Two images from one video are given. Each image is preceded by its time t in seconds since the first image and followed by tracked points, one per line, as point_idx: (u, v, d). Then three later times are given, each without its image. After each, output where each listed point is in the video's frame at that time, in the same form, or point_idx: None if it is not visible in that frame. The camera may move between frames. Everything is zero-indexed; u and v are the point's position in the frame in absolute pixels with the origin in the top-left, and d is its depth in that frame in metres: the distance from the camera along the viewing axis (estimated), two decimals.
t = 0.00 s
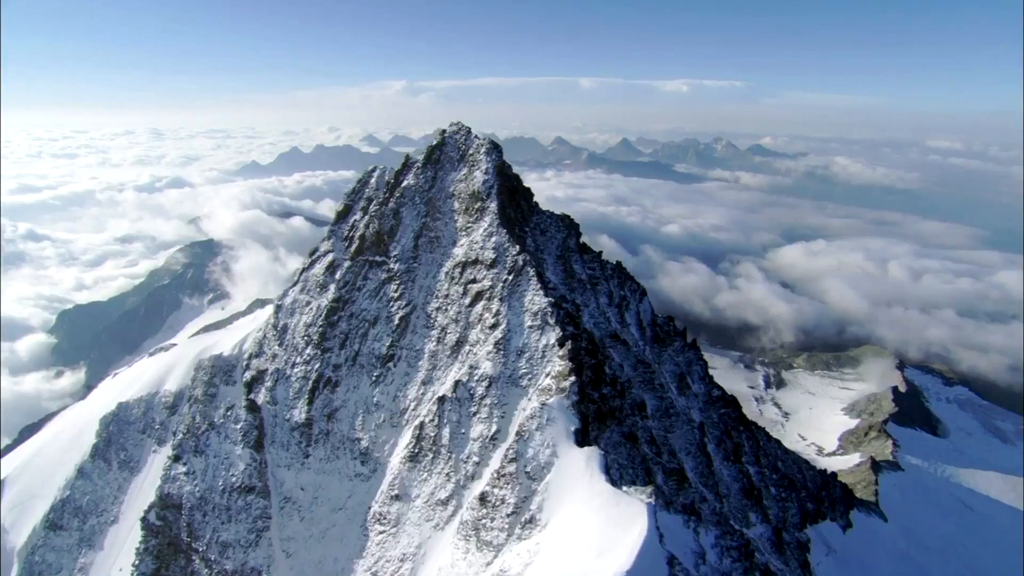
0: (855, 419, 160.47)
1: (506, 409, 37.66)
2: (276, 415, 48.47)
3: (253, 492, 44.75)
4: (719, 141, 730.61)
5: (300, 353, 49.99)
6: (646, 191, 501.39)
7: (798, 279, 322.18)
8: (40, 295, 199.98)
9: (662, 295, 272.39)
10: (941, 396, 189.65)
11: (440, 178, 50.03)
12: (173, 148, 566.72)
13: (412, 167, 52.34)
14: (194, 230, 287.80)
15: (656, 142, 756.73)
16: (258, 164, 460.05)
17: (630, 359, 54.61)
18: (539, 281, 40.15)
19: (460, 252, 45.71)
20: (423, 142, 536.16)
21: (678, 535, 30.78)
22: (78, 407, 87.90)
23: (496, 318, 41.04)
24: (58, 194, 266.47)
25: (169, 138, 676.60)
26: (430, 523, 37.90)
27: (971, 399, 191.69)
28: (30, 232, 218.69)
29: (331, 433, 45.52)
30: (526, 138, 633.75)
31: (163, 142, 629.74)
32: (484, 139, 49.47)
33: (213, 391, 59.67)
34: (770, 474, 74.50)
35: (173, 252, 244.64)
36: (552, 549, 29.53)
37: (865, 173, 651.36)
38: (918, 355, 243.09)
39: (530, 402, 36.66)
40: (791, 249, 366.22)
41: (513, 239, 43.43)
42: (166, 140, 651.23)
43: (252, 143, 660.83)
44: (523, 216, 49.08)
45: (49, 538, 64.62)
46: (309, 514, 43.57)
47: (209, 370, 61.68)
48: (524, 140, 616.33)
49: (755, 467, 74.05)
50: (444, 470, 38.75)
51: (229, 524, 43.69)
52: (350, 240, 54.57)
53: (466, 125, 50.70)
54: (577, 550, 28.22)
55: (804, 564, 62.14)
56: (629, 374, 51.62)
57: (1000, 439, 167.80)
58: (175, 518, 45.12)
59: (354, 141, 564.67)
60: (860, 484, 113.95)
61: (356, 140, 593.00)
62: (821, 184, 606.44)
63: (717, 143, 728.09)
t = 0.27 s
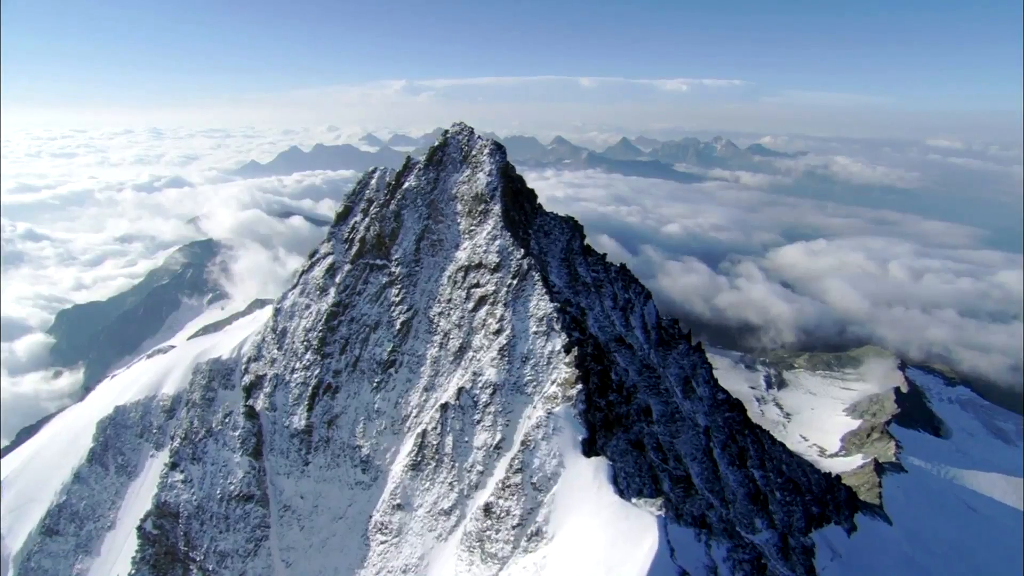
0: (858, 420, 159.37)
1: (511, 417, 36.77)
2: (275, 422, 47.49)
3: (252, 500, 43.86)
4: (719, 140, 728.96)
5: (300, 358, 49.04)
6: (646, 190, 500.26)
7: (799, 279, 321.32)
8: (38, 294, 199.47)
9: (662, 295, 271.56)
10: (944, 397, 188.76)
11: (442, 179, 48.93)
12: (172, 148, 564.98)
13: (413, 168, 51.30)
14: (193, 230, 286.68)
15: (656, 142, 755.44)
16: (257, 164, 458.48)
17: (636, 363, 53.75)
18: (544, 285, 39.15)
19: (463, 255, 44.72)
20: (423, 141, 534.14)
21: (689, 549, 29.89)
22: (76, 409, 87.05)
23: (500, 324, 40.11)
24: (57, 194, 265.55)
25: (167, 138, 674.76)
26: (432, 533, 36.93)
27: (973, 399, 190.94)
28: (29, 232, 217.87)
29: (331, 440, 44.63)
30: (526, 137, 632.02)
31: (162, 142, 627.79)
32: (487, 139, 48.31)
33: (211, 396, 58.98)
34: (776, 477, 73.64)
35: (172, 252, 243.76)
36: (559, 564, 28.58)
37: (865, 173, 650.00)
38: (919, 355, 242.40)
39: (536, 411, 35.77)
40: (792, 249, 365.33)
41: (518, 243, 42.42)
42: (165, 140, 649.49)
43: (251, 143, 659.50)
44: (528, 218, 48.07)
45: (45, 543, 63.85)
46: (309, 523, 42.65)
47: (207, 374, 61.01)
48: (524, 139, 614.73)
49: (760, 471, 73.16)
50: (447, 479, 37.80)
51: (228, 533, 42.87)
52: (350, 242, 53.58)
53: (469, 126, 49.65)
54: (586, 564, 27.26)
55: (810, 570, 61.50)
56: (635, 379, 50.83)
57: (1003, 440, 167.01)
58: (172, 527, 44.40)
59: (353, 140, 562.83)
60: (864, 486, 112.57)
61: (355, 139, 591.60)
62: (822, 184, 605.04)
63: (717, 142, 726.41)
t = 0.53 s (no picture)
0: (860, 421, 158.46)
1: (516, 425, 35.85)
2: (274, 429, 46.54)
3: (250, 509, 42.86)
4: (719, 139, 727.53)
5: (299, 364, 48.09)
6: (646, 190, 499.16)
7: (799, 278, 320.77)
8: (37, 296, 197.32)
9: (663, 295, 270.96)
10: (946, 398, 188.17)
11: (445, 181, 47.94)
12: (171, 146, 563.46)
13: (415, 169, 50.37)
14: (192, 230, 285.57)
15: (656, 141, 754.29)
16: (256, 163, 456.87)
17: (641, 368, 52.99)
18: (550, 290, 38.18)
19: (466, 259, 43.79)
20: (422, 140, 532.01)
21: (700, 564, 29.10)
22: (74, 411, 86.26)
23: (504, 329, 39.23)
24: (55, 193, 264.21)
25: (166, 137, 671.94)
26: (436, 544, 35.92)
27: (975, 400, 190.24)
28: (28, 232, 216.73)
29: (331, 447, 43.71)
30: (525, 136, 630.30)
31: (160, 141, 624.91)
32: (491, 140, 47.26)
33: (209, 399, 58.10)
34: (781, 482, 72.74)
35: (170, 251, 242.36)
36: None
37: (865, 172, 649.16)
38: (920, 355, 241.99)
39: (541, 420, 34.87)
40: (792, 248, 364.66)
41: (522, 246, 41.42)
42: (164, 139, 647.38)
43: (250, 141, 658.16)
44: (531, 220, 47.09)
45: (42, 549, 63.13)
46: (308, 532, 41.73)
47: (205, 377, 60.23)
48: (523, 138, 613.30)
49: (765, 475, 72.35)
50: (451, 489, 36.86)
51: (226, 543, 41.91)
52: (350, 245, 52.67)
53: (473, 127, 48.71)
54: None
55: None
56: (640, 384, 50.08)
57: (1006, 440, 166.41)
58: (168, 536, 43.64)
59: (352, 139, 561.08)
60: (868, 488, 111.23)
61: (354, 138, 589.01)
62: (822, 183, 604.06)
63: (717, 141, 725.10)
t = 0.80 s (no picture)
0: (862, 422, 157.58)
1: (522, 435, 34.87)
2: (272, 437, 45.47)
3: (248, 520, 41.74)
4: (718, 138, 726.44)
5: (299, 371, 46.97)
6: (646, 189, 498.13)
7: (800, 278, 319.95)
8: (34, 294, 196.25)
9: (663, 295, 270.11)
10: (948, 398, 187.59)
11: (448, 183, 46.81)
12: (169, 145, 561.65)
13: (417, 171, 49.26)
14: (191, 229, 284.13)
15: (656, 140, 752.23)
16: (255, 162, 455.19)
17: (648, 374, 51.98)
18: (557, 296, 37.09)
19: (470, 263, 42.74)
20: (422, 138, 530.36)
21: None
22: (70, 414, 85.19)
23: (509, 337, 38.17)
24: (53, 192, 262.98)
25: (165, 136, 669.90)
26: (439, 558, 34.82)
27: (977, 401, 189.36)
28: (26, 231, 215.66)
29: (331, 456, 42.66)
30: (525, 135, 628.63)
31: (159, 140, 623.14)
32: (495, 141, 46.02)
33: (207, 405, 57.03)
34: (786, 486, 71.92)
35: (169, 251, 240.97)
36: None
37: (865, 172, 647.93)
38: (921, 356, 241.22)
39: (548, 430, 33.86)
40: (792, 248, 363.92)
41: (527, 251, 40.32)
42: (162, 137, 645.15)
43: (249, 140, 656.36)
44: (536, 223, 46.05)
45: (37, 556, 62.13)
46: (308, 543, 40.66)
47: (202, 382, 59.22)
48: (523, 137, 611.93)
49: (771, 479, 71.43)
50: (454, 501, 35.80)
51: (223, 555, 40.89)
52: (350, 248, 51.62)
53: (476, 127, 47.49)
54: None
55: None
56: (647, 391, 49.10)
57: (1008, 441, 165.76)
58: (165, 547, 42.66)
59: (351, 138, 559.61)
60: (872, 491, 110.26)
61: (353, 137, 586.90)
62: (822, 182, 603.10)
63: (716, 140, 723.91)
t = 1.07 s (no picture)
0: (863, 423, 156.99)
1: (527, 444, 34.02)
2: (271, 445, 44.55)
3: (246, 529, 40.87)
4: (718, 137, 726.21)
5: (297, 377, 46.02)
6: (646, 188, 497.58)
7: (800, 277, 319.40)
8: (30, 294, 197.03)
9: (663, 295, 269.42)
10: (949, 399, 187.08)
11: (450, 185, 45.86)
12: (167, 144, 559.65)
13: (418, 172, 48.28)
14: (189, 229, 282.54)
15: (655, 139, 751.07)
16: (254, 161, 453.98)
17: (653, 378, 51.16)
18: (563, 301, 36.15)
19: (473, 267, 41.82)
20: (421, 137, 529.28)
21: None
22: (67, 417, 84.15)
23: (514, 343, 37.23)
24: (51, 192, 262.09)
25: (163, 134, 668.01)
26: (442, 569, 33.91)
27: (978, 401, 188.77)
28: (24, 231, 214.86)
29: (331, 464, 41.70)
30: (525, 134, 627.72)
31: (158, 138, 621.64)
32: (498, 142, 44.96)
33: (205, 409, 56.17)
34: (792, 490, 71.04)
35: (168, 250, 239.72)
36: None
37: (864, 171, 647.47)
38: (922, 356, 240.68)
39: (554, 439, 33.02)
40: (792, 247, 363.41)
41: (532, 254, 39.37)
42: (161, 136, 643.21)
43: (248, 139, 654.54)
44: (540, 226, 45.15)
45: (32, 562, 61.20)
46: (307, 553, 39.73)
47: (200, 387, 58.35)
48: (522, 136, 611.28)
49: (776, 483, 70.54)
50: (457, 511, 34.86)
51: (221, 565, 40.11)
52: (350, 250, 50.73)
53: (479, 128, 46.51)
54: None
55: None
56: (652, 395, 48.26)
57: (1010, 442, 165.21)
58: (162, 557, 41.85)
59: (351, 137, 558.74)
60: (875, 493, 109.45)
61: (352, 135, 585.62)
62: (821, 181, 603.00)
63: (716, 139, 723.66)
